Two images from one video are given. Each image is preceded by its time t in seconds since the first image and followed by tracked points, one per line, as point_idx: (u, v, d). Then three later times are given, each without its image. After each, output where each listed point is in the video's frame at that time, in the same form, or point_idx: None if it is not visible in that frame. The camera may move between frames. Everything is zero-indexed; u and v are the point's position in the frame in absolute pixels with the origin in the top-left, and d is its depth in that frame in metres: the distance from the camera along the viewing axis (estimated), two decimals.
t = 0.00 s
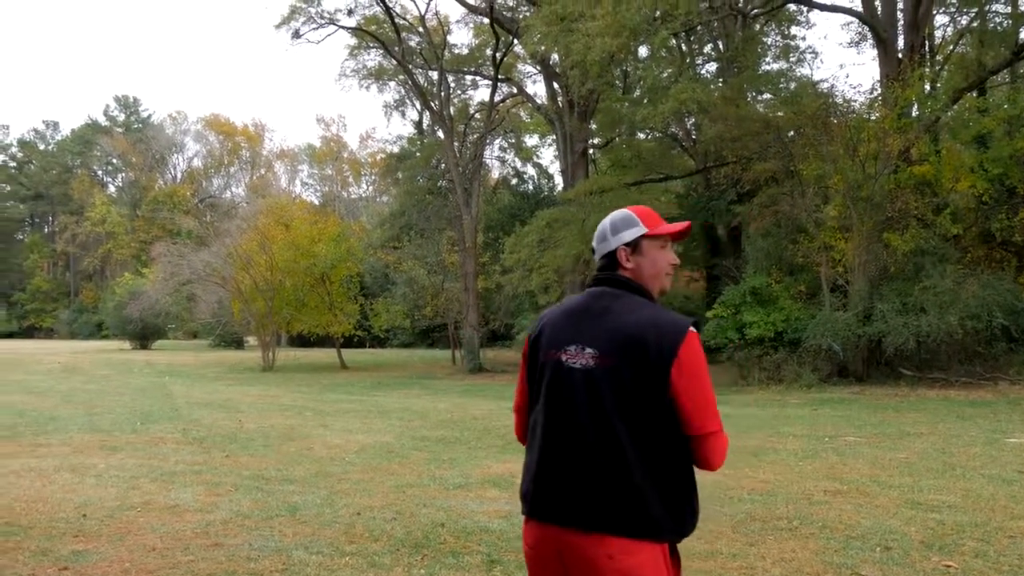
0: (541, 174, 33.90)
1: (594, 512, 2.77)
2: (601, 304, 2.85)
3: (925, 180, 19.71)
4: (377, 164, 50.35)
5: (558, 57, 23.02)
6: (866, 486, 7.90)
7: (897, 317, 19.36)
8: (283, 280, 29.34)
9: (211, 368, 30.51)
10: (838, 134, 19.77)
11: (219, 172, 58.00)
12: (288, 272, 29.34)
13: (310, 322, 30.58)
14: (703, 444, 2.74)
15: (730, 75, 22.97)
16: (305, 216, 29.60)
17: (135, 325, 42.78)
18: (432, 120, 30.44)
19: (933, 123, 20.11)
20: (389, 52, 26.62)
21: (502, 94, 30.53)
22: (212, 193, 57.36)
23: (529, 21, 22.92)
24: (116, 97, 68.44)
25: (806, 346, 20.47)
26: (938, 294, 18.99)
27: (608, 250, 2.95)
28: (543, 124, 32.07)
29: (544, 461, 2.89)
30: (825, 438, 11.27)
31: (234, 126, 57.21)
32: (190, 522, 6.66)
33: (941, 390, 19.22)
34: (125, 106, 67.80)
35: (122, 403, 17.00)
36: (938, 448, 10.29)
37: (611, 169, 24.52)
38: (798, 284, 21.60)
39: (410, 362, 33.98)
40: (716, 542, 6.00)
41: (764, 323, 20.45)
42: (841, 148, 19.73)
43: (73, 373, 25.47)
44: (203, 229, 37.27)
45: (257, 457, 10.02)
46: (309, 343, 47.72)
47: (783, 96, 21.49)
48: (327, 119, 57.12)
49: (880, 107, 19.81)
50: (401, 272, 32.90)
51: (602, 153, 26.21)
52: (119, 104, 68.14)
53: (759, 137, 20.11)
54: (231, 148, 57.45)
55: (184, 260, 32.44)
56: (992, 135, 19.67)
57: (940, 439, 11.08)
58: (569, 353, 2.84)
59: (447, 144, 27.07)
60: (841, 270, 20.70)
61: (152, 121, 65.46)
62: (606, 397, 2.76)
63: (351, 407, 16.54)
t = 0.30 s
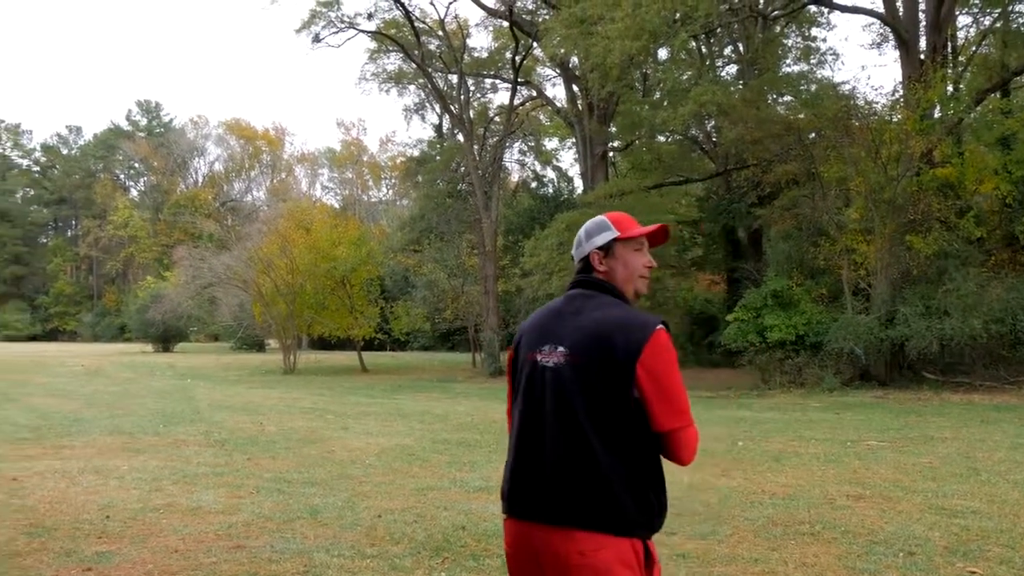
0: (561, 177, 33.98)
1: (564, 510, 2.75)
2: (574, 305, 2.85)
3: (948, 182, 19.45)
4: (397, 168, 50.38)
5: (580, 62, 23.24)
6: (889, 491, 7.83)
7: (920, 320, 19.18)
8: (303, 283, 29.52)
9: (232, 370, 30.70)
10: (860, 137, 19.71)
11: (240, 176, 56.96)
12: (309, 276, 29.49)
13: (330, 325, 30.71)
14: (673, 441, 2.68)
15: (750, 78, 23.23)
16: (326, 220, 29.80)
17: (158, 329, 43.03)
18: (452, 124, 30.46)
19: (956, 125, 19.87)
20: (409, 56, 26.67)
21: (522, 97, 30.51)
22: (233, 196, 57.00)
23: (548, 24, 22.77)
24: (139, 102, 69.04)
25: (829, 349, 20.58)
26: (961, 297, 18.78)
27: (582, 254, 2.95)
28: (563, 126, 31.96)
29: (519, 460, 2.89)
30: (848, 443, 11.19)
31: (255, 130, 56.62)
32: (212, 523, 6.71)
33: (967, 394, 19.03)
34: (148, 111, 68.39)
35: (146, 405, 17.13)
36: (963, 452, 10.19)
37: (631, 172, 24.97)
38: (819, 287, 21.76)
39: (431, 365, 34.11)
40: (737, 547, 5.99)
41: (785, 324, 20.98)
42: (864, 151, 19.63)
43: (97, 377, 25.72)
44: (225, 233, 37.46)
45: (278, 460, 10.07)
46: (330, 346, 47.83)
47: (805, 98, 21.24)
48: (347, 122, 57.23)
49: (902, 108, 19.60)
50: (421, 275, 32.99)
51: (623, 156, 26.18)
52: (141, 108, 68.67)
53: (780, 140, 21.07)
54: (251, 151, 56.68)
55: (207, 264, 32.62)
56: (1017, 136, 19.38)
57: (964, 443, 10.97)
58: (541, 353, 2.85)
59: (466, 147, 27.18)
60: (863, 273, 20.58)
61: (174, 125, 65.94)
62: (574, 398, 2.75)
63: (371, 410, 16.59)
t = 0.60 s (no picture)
0: (596, 180, 33.97)
1: (583, 512, 2.70)
2: (594, 306, 2.83)
3: (990, 185, 18.90)
4: (431, 170, 50.45)
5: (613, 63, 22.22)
6: (927, 498, 7.75)
7: (960, 325, 18.90)
8: (338, 285, 29.65)
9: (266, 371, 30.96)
10: (898, 140, 19.48)
11: (276, 178, 57.13)
12: (344, 278, 29.63)
13: (366, 327, 30.72)
14: (696, 444, 2.61)
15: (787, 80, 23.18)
16: (362, 221, 29.90)
17: (195, 329, 43.41)
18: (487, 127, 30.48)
19: (996, 129, 19.40)
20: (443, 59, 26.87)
21: (557, 100, 30.50)
22: (269, 198, 57.16)
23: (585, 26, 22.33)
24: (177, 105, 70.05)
25: (866, 354, 20.44)
26: (1003, 302, 18.43)
27: (602, 256, 2.91)
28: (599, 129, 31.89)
29: (542, 464, 2.86)
30: (885, 448, 11.09)
31: (292, 132, 57.06)
32: (248, 523, 6.76)
33: (1007, 400, 18.84)
34: (186, 113, 69.27)
35: (184, 405, 17.30)
36: (1004, 460, 10.07)
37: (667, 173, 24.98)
38: (856, 291, 21.62)
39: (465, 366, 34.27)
40: (773, 553, 5.96)
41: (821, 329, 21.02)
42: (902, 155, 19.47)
43: (135, 376, 26.03)
44: (261, 234, 37.73)
45: (313, 461, 10.12)
46: (365, 347, 48.05)
47: (842, 101, 21.23)
48: (382, 125, 57.50)
49: (942, 111, 19.17)
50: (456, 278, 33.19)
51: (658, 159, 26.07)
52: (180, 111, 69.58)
53: (818, 143, 20.99)
54: (288, 153, 56.95)
55: (243, 265, 32.91)
56: None
57: (1004, 450, 10.83)
58: (563, 355, 2.82)
59: (502, 149, 27.44)
60: (901, 277, 20.24)
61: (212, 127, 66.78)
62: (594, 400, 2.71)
63: (406, 411, 16.65)
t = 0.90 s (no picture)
0: (627, 182, 33.62)
1: (619, 516, 2.70)
2: (634, 309, 2.81)
3: None
4: (461, 172, 50.47)
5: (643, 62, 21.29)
6: (962, 503, 7.68)
7: (995, 328, 18.66)
8: (369, 286, 29.67)
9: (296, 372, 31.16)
10: (933, 142, 19.10)
11: (308, 179, 57.38)
12: (375, 280, 29.68)
13: (396, 329, 30.85)
14: (736, 454, 2.64)
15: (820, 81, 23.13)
16: (392, 223, 30.02)
17: (227, 331, 43.75)
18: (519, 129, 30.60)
19: None
20: (474, 60, 27.17)
21: (588, 102, 30.50)
22: (301, 200, 57.14)
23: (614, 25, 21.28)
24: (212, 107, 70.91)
25: (898, 357, 20.19)
26: None
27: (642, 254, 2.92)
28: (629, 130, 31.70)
29: (573, 465, 2.85)
30: (918, 452, 11.01)
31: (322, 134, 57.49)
32: (280, 523, 6.80)
33: None
34: (219, 116, 70.00)
35: (216, 405, 17.43)
36: None
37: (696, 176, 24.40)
38: (889, 294, 21.76)
39: (496, 368, 34.57)
40: (804, 557, 5.96)
41: (853, 332, 21.11)
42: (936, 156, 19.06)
43: (165, 377, 26.29)
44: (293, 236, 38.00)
45: (343, 462, 10.15)
46: (395, 348, 48.25)
47: (876, 102, 21.15)
48: (413, 127, 57.64)
49: (977, 113, 18.87)
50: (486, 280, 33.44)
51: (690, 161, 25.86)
52: (213, 114, 70.33)
53: (849, 145, 20.38)
54: (319, 155, 57.12)
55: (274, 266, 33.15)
56: None
57: None
58: (600, 356, 2.80)
59: (533, 151, 27.68)
60: (935, 279, 20.16)
61: (244, 130, 67.48)
62: (632, 402, 2.70)
63: (436, 413, 16.70)
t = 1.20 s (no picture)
0: (648, 183, 33.31)
1: (653, 523, 2.70)
2: (667, 313, 2.81)
3: None
4: (482, 173, 50.45)
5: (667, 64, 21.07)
6: (985, 505, 7.63)
7: (1019, 329, 18.39)
8: (390, 287, 29.73)
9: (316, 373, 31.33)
10: (956, 143, 19.01)
11: (329, 182, 57.10)
12: (397, 281, 29.68)
13: (417, 330, 30.73)
14: (770, 461, 2.69)
15: (841, 82, 23.08)
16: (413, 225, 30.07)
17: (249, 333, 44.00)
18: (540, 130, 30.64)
19: None
20: (496, 61, 27.24)
21: (609, 104, 30.47)
22: (322, 202, 57.03)
23: (637, 28, 21.31)
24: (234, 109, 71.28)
25: (922, 359, 20.20)
26: None
27: (687, 259, 2.88)
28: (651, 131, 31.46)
29: (603, 470, 2.84)
30: (942, 454, 10.95)
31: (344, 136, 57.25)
32: (301, 525, 6.82)
33: None
34: (241, 119, 70.30)
35: (239, 407, 17.56)
36: None
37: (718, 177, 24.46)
38: (912, 295, 21.63)
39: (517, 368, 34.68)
40: (827, 559, 5.94)
41: (876, 333, 21.02)
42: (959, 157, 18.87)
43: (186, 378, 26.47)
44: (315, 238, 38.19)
45: (364, 463, 10.19)
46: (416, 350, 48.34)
47: (899, 103, 21.05)
48: (434, 129, 57.79)
49: (1002, 113, 18.35)
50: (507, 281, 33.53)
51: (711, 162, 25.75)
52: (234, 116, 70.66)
53: (872, 145, 20.33)
54: (341, 157, 57.18)
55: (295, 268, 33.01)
56: None
57: None
58: (634, 360, 2.80)
59: (554, 152, 27.65)
60: (959, 280, 20.07)
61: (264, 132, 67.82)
62: (667, 407, 2.71)
63: (456, 415, 16.75)
